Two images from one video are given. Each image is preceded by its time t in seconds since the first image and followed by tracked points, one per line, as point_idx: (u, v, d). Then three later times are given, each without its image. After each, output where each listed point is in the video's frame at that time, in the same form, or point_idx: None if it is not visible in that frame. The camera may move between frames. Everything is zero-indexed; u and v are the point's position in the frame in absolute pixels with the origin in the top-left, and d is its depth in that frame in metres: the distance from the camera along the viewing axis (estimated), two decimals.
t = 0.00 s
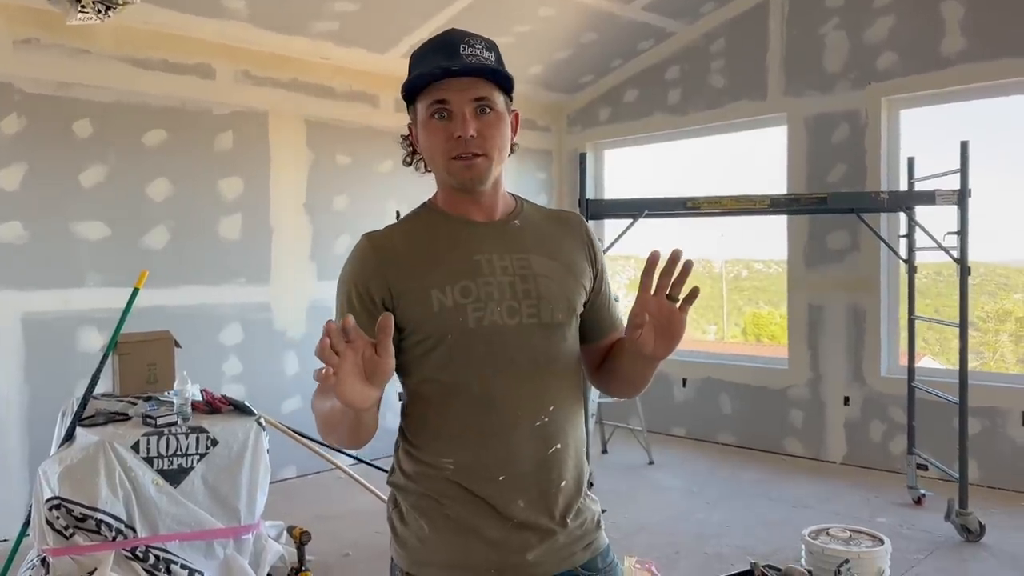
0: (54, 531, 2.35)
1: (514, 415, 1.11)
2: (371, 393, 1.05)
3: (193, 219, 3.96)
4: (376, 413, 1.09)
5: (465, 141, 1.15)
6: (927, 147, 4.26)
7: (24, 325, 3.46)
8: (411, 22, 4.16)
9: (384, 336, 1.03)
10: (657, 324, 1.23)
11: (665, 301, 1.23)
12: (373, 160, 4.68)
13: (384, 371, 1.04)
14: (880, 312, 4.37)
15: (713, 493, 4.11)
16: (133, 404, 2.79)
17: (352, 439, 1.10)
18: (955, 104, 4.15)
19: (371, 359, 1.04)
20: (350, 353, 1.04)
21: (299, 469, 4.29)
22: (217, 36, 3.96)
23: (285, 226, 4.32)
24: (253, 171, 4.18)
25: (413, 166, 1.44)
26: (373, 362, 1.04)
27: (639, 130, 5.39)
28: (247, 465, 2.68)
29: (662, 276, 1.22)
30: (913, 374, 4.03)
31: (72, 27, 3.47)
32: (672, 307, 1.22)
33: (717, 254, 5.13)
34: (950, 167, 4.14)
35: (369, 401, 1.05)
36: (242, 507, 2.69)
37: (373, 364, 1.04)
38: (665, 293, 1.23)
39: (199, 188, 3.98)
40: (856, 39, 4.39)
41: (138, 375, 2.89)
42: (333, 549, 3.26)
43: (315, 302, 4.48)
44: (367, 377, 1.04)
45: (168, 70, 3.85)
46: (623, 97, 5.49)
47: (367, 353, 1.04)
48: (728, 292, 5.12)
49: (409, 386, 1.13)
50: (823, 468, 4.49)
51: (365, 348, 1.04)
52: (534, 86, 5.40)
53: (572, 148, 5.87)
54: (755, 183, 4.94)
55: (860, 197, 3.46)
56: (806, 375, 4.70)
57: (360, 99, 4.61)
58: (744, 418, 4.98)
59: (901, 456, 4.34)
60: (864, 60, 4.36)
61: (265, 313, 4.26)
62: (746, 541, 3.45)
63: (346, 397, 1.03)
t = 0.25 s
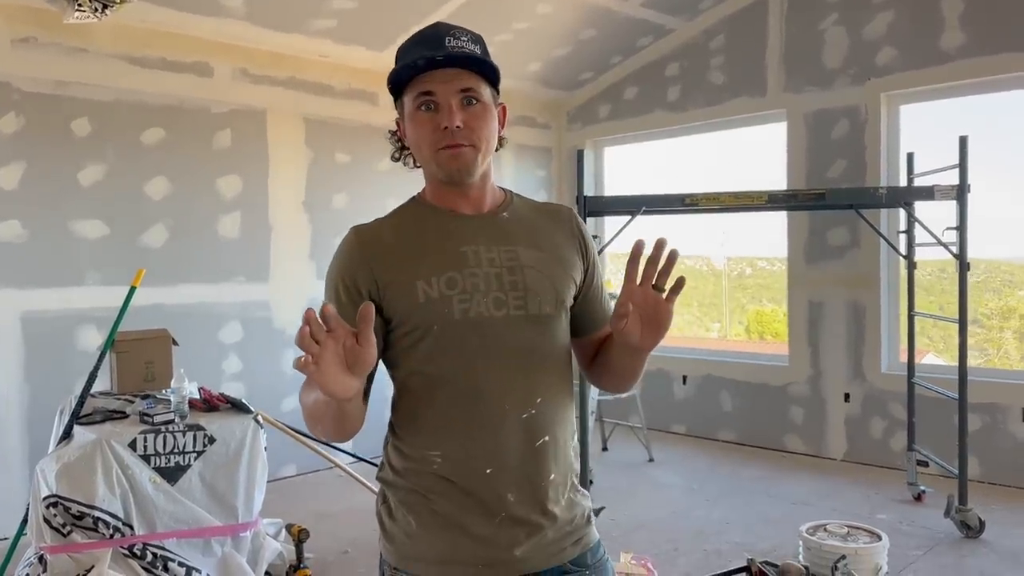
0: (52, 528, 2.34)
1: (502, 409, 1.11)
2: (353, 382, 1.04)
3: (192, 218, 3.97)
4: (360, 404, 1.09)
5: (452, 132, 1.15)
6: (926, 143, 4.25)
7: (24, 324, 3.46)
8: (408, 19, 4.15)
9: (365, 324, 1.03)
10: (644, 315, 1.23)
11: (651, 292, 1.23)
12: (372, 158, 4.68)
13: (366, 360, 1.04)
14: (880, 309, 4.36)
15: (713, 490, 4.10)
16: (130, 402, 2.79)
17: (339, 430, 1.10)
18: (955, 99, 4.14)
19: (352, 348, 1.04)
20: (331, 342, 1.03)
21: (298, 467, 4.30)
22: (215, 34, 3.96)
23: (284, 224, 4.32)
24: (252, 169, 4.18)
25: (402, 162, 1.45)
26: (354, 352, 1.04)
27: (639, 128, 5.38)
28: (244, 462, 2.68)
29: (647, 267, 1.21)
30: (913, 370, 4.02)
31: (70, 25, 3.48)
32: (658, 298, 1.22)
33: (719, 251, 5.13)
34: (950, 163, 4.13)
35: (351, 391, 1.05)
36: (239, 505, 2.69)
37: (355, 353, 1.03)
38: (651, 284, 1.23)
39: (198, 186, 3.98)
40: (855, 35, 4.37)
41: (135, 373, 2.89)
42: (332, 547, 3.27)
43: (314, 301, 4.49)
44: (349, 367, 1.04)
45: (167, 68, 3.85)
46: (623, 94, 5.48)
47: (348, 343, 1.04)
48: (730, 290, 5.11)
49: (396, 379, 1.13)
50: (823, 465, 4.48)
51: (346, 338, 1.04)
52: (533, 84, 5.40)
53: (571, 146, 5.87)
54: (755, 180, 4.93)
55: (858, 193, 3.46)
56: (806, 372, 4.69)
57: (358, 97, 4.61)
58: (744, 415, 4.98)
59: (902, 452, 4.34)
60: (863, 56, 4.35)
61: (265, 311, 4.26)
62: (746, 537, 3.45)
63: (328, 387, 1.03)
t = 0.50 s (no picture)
0: (54, 526, 2.35)
1: (496, 405, 1.11)
2: (342, 378, 1.04)
3: (194, 217, 3.97)
4: (351, 400, 1.09)
5: (446, 128, 1.15)
6: (930, 140, 4.24)
7: (26, 323, 3.47)
8: (410, 18, 4.15)
9: (352, 320, 1.03)
10: (637, 310, 1.23)
11: (645, 288, 1.23)
12: (374, 156, 4.68)
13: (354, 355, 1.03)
14: (883, 306, 4.35)
15: (716, 488, 4.10)
16: (132, 400, 2.80)
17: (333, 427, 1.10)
18: (959, 95, 4.12)
19: (340, 345, 1.04)
20: (318, 339, 1.03)
21: (302, 466, 4.30)
22: (217, 33, 3.96)
23: (286, 223, 4.32)
24: (254, 168, 4.18)
25: (397, 160, 1.44)
26: (342, 347, 1.04)
27: (642, 125, 5.38)
28: (246, 460, 2.68)
29: (640, 264, 1.21)
30: (917, 368, 4.01)
31: (71, 25, 3.48)
32: (652, 293, 1.22)
33: (723, 249, 5.11)
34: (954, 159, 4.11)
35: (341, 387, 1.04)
36: (241, 503, 2.70)
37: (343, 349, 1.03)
38: (645, 279, 1.22)
39: (200, 185, 3.98)
40: (858, 31, 4.36)
41: (137, 372, 2.90)
42: (334, 545, 3.27)
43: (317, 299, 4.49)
44: (338, 363, 1.04)
45: (168, 67, 3.86)
46: (625, 91, 5.47)
47: (336, 338, 1.04)
48: (734, 288, 5.09)
49: (391, 376, 1.13)
50: (827, 463, 4.47)
51: (334, 334, 1.04)
52: (535, 81, 5.39)
53: (574, 144, 5.86)
54: (758, 177, 4.92)
55: (861, 190, 3.44)
56: (809, 370, 4.68)
57: (360, 96, 4.61)
58: (748, 413, 4.97)
59: (906, 450, 4.32)
60: (866, 52, 4.33)
61: (267, 310, 4.27)
62: (749, 536, 3.44)
63: (316, 383, 1.03)
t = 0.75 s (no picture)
0: (61, 525, 2.35)
1: (502, 405, 1.10)
2: (346, 379, 1.04)
3: (201, 217, 3.98)
4: (356, 402, 1.09)
5: (449, 127, 1.14)
6: (938, 138, 4.22)
7: (34, 323, 3.48)
8: (416, 17, 4.15)
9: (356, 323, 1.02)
10: (643, 310, 1.23)
11: (650, 287, 1.22)
12: (380, 156, 4.68)
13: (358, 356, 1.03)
14: (891, 305, 4.33)
15: (722, 487, 4.09)
16: (139, 399, 2.81)
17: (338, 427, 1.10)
18: (967, 93, 4.10)
19: (345, 348, 1.03)
20: (323, 342, 1.03)
21: (308, 465, 4.31)
22: (223, 33, 3.97)
23: (293, 222, 4.33)
24: (261, 167, 4.19)
25: (401, 159, 1.44)
26: (347, 351, 1.03)
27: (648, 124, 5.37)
28: (252, 460, 2.69)
29: (647, 263, 1.21)
30: (924, 367, 3.99)
31: (78, 25, 3.49)
32: (658, 293, 1.22)
33: (730, 248, 5.10)
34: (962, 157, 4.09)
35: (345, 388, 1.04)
36: (248, 502, 2.70)
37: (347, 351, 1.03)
38: (651, 278, 1.22)
39: (206, 185, 3.99)
40: (865, 29, 4.34)
41: (144, 371, 2.90)
42: (340, 545, 3.27)
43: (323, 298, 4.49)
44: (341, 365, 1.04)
45: (175, 67, 3.86)
46: (631, 90, 5.46)
47: (341, 342, 1.03)
48: (742, 287, 5.07)
49: (397, 376, 1.13)
50: (834, 462, 4.46)
51: (338, 337, 1.04)
52: (541, 80, 5.38)
53: (580, 143, 5.86)
54: (765, 176, 4.91)
55: (869, 188, 3.43)
56: (816, 369, 4.66)
57: (366, 96, 4.62)
58: (755, 413, 4.95)
59: (914, 449, 4.31)
60: (874, 50, 4.31)
61: (274, 310, 4.27)
62: (755, 535, 3.43)
63: (320, 386, 1.03)
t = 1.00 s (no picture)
0: (68, 525, 2.36)
1: (508, 407, 1.10)
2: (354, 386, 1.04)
3: (207, 217, 3.99)
4: (364, 407, 1.09)
5: (454, 128, 1.14)
6: (945, 138, 4.20)
7: (41, 323, 3.49)
8: (422, 18, 4.15)
9: (365, 330, 1.02)
10: (651, 314, 1.22)
11: (659, 291, 1.22)
12: (386, 156, 4.68)
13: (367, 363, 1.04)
14: (898, 305, 4.32)
15: (729, 488, 4.07)
16: (146, 399, 2.81)
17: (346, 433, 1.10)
18: (975, 92, 4.08)
19: (354, 355, 1.04)
20: (332, 349, 1.03)
21: (315, 465, 4.31)
22: (230, 34, 3.98)
23: (299, 223, 4.33)
24: (267, 168, 4.19)
25: (406, 160, 1.43)
26: (355, 357, 1.04)
27: (654, 124, 5.36)
28: (258, 460, 2.69)
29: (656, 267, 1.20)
30: (932, 367, 3.97)
31: (85, 27, 3.51)
32: (666, 297, 1.21)
33: (737, 248, 5.09)
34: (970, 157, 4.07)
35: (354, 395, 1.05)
36: (254, 502, 2.70)
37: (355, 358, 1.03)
38: (659, 282, 1.21)
39: (213, 186, 4.00)
40: (872, 29, 4.33)
41: (151, 371, 2.91)
42: (346, 545, 3.27)
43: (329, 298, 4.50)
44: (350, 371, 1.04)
45: (181, 69, 3.87)
46: (637, 90, 5.46)
47: (349, 349, 1.04)
48: (749, 287, 5.06)
49: (403, 378, 1.13)
50: (841, 463, 4.44)
51: (347, 343, 1.04)
52: (547, 80, 5.38)
53: (586, 143, 5.85)
54: (772, 176, 4.89)
55: (876, 188, 3.41)
56: (824, 369, 4.65)
57: (372, 96, 4.62)
58: (762, 414, 4.94)
59: (921, 450, 4.29)
60: (881, 49, 4.30)
61: (280, 310, 4.28)
62: (762, 536, 3.42)
63: (329, 393, 1.02)
